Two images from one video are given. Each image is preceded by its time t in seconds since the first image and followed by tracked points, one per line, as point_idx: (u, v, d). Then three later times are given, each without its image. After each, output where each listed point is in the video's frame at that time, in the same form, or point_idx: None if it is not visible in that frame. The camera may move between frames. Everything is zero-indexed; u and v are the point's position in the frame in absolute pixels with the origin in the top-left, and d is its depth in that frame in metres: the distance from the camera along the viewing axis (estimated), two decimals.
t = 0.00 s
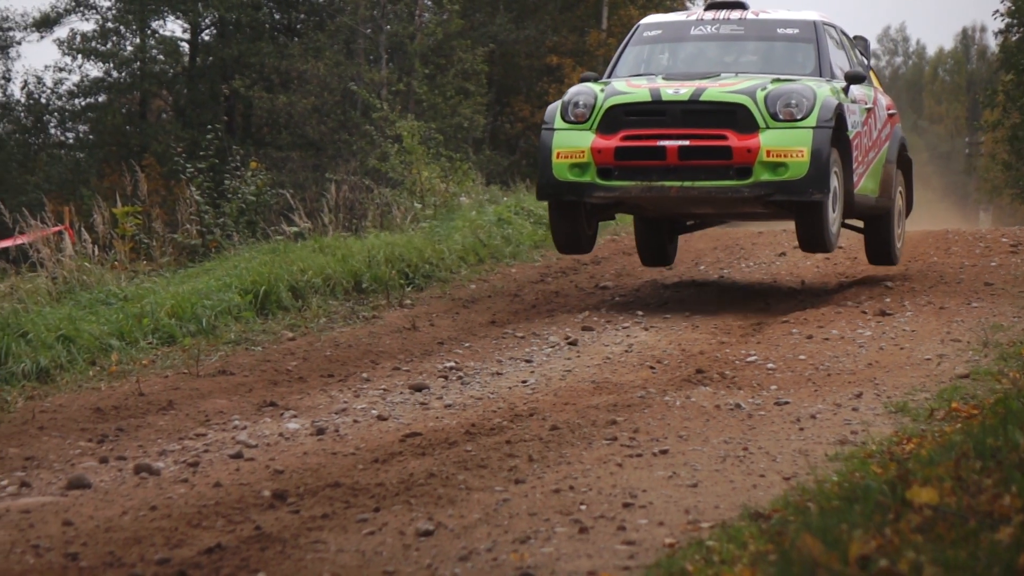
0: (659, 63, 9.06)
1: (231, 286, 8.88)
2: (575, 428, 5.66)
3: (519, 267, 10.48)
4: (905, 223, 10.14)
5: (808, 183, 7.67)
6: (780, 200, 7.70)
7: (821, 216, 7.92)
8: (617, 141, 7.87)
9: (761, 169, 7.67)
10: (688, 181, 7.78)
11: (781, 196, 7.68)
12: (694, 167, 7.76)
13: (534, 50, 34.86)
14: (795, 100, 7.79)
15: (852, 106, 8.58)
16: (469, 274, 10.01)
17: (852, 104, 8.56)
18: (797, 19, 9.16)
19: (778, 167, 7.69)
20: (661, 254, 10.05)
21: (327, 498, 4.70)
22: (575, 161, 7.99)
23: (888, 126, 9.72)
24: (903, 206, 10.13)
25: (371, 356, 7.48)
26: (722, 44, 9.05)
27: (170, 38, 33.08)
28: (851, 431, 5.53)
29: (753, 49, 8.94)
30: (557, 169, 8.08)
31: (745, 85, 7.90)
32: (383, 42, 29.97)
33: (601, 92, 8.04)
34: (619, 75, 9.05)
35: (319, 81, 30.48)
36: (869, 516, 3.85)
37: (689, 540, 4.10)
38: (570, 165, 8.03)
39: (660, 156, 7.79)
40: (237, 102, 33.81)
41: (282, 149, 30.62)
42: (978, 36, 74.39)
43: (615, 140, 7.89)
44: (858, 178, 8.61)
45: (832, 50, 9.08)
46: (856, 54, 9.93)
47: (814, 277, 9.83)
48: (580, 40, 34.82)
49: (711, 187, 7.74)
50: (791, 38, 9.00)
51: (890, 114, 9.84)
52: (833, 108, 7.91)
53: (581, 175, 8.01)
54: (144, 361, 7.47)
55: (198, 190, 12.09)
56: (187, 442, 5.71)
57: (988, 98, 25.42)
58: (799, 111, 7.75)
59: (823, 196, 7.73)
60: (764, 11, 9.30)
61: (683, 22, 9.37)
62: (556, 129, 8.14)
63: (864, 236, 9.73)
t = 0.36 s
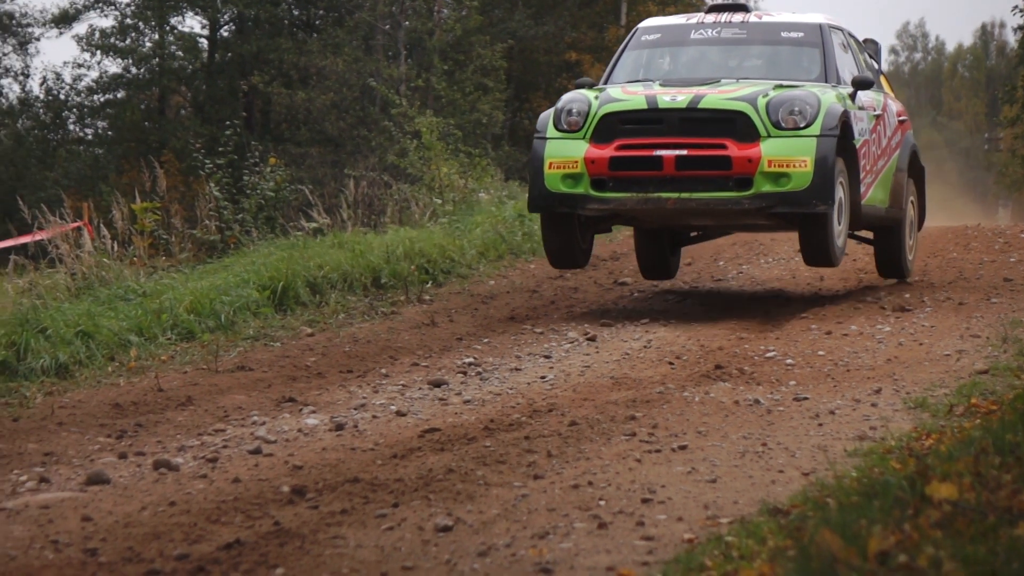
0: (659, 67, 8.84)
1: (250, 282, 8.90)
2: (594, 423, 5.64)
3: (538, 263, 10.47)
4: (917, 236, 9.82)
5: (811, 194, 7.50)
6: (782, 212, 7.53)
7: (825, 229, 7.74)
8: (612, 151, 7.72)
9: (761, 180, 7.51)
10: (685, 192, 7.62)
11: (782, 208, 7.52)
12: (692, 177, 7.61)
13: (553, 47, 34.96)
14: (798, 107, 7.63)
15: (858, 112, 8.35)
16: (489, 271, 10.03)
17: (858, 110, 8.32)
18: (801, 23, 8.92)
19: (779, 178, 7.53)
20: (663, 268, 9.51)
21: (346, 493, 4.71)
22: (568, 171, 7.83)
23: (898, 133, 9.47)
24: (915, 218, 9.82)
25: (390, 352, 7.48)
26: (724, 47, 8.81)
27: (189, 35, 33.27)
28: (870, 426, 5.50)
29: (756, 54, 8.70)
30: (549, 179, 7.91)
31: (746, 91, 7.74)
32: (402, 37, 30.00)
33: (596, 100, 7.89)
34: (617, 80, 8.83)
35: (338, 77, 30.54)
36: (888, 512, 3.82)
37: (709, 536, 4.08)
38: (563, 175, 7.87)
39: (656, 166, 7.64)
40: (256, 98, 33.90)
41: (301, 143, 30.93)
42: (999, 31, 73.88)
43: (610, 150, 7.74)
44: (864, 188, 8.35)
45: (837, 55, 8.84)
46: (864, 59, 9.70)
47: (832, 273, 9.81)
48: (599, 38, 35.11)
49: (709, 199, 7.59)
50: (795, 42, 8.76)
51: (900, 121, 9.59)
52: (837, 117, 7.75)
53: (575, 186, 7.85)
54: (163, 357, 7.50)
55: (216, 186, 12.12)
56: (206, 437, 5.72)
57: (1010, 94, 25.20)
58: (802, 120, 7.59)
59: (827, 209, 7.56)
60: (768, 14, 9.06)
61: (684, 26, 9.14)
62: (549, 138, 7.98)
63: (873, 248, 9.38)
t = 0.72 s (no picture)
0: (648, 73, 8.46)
1: (260, 274, 8.92)
2: (603, 416, 5.64)
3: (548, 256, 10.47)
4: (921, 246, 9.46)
5: (804, 206, 7.14)
6: (774, 225, 7.17)
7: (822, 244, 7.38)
8: (595, 161, 7.35)
9: (752, 191, 7.15)
10: (672, 204, 7.25)
11: (775, 222, 7.16)
12: (678, 189, 7.24)
13: (563, 40, 35.01)
14: (791, 115, 7.26)
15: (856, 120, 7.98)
16: (499, 265, 10.09)
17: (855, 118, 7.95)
18: (796, 25, 8.54)
19: (771, 190, 7.16)
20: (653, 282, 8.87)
21: (355, 486, 4.71)
22: (549, 182, 7.46)
23: (900, 141, 9.09)
24: (921, 229, 9.47)
25: (399, 344, 7.49)
26: (717, 52, 8.43)
27: (199, 27, 33.23)
28: (880, 419, 5.48)
29: (749, 59, 8.32)
30: (529, 191, 7.54)
31: (738, 98, 7.38)
32: (412, 30, 30.00)
33: (578, 107, 7.53)
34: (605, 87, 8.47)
35: (348, 70, 30.56)
36: (898, 505, 3.81)
37: (718, 529, 4.08)
38: (543, 187, 7.50)
39: (641, 177, 7.27)
40: (266, 91, 33.95)
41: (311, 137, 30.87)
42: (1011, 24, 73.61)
43: (593, 160, 7.37)
44: (863, 199, 8.02)
45: (835, 58, 8.48)
46: (863, 62, 9.33)
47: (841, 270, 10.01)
48: (610, 31, 35.11)
49: (697, 211, 7.21)
50: (791, 46, 8.38)
51: (902, 128, 9.22)
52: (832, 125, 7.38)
53: (556, 198, 7.48)
54: (173, 350, 7.52)
55: (227, 178, 12.14)
56: (216, 430, 5.73)
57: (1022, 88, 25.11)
58: (794, 128, 7.23)
59: (822, 222, 7.20)
60: (761, 16, 8.68)
61: (673, 29, 8.75)
62: (529, 148, 7.62)
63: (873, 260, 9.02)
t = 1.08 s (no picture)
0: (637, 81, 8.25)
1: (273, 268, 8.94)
2: (616, 410, 5.63)
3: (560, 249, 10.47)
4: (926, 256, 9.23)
5: (797, 223, 6.91)
6: (766, 243, 6.95)
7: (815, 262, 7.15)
8: (577, 177, 7.13)
9: (742, 208, 6.93)
10: (658, 222, 7.03)
11: (766, 240, 6.94)
12: (665, 205, 7.02)
13: (575, 33, 35.06)
14: (783, 127, 7.04)
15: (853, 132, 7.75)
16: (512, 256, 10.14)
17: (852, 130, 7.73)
18: (790, 32, 8.34)
19: (762, 206, 6.94)
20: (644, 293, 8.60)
21: (368, 480, 4.72)
22: (530, 199, 7.24)
23: (900, 152, 8.85)
24: (925, 240, 9.27)
25: (412, 338, 7.50)
26: (708, 60, 8.21)
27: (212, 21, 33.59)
28: (893, 413, 5.46)
29: (741, 66, 8.11)
30: (509, 207, 7.32)
31: (727, 109, 7.16)
32: (425, 24, 30.00)
33: (559, 120, 7.30)
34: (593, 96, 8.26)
35: (360, 64, 30.59)
36: (911, 499, 3.80)
37: (731, 523, 4.06)
38: (524, 204, 7.28)
39: (625, 194, 7.05)
40: (278, 85, 34.02)
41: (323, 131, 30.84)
42: None
43: (575, 175, 7.14)
44: (861, 214, 7.83)
45: (831, 66, 8.27)
46: (861, 68, 9.11)
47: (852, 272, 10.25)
48: (622, 24, 35.11)
49: (685, 229, 6.99)
50: (786, 54, 8.17)
51: (902, 138, 8.99)
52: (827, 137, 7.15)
53: (537, 216, 7.26)
54: (185, 344, 7.54)
55: (239, 172, 12.17)
56: (229, 424, 5.75)
57: None
58: (786, 141, 7.00)
59: (815, 240, 6.98)
60: (754, 23, 8.46)
61: (663, 36, 8.53)
62: (509, 162, 7.39)
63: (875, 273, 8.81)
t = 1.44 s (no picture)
0: (622, 97, 8.00)
1: (286, 266, 8.96)
2: (629, 408, 5.62)
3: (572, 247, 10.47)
4: (927, 267, 9.03)
5: (788, 251, 6.70)
6: (755, 272, 6.73)
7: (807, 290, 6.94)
8: (556, 203, 6.91)
9: (729, 234, 6.71)
10: (642, 250, 6.82)
11: (755, 268, 6.72)
12: (649, 232, 6.80)
13: (588, 31, 35.06)
14: (774, 149, 6.81)
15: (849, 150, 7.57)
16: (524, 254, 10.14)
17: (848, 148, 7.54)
18: (782, 44, 8.08)
19: (752, 233, 6.72)
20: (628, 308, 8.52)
21: (381, 478, 4.72)
22: (507, 225, 7.02)
23: (899, 168, 8.66)
24: (927, 252, 9.08)
25: (424, 336, 7.52)
26: (696, 74, 7.95)
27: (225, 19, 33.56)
28: (906, 411, 5.44)
29: (730, 81, 7.85)
30: (486, 233, 7.09)
31: (714, 129, 6.94)
32: (438, 22, 29.97)
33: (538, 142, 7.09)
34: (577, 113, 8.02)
35: (373, 62, 30.60)
36: (924, 497, 3.79)
37: (744, 520, 4.05)
38: (502, 230, 7.05)
39: (607, 221, 6.83)
40: (291, 83, 34.08)
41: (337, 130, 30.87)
42: None
43: (554, 200, 6.93)
44: (857, 235, 7.64)
45: (825, 78, 8.02)
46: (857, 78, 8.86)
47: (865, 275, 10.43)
48: (635, 21, 35.06)
49: (670, 257, 6.78)
50: (777, 68, 7.92)
51: (902, 152, 8.80)
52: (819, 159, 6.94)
53: (515, 243, 7.04)
54: (198, 341, 7.55)
55: (253, 171, 12.19)
56: (242, 421, 5.75)
57: None
58: (777, 164, 6.78)
59: (806, 267, 6.76)
60: (743, 35, 8.20)
61: (649, 49, 8.26)
62: (486, 185, 7.18)
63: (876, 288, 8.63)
